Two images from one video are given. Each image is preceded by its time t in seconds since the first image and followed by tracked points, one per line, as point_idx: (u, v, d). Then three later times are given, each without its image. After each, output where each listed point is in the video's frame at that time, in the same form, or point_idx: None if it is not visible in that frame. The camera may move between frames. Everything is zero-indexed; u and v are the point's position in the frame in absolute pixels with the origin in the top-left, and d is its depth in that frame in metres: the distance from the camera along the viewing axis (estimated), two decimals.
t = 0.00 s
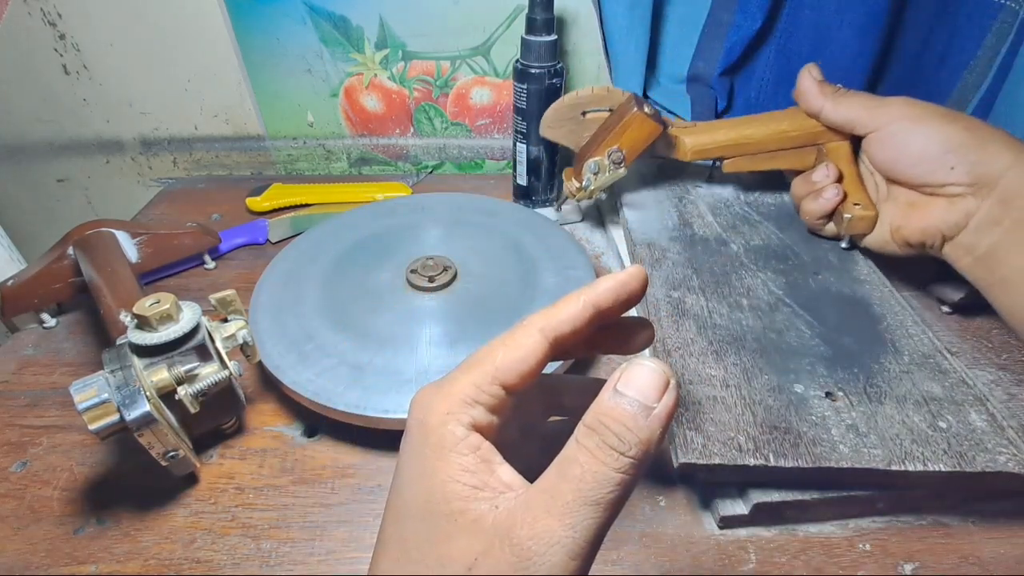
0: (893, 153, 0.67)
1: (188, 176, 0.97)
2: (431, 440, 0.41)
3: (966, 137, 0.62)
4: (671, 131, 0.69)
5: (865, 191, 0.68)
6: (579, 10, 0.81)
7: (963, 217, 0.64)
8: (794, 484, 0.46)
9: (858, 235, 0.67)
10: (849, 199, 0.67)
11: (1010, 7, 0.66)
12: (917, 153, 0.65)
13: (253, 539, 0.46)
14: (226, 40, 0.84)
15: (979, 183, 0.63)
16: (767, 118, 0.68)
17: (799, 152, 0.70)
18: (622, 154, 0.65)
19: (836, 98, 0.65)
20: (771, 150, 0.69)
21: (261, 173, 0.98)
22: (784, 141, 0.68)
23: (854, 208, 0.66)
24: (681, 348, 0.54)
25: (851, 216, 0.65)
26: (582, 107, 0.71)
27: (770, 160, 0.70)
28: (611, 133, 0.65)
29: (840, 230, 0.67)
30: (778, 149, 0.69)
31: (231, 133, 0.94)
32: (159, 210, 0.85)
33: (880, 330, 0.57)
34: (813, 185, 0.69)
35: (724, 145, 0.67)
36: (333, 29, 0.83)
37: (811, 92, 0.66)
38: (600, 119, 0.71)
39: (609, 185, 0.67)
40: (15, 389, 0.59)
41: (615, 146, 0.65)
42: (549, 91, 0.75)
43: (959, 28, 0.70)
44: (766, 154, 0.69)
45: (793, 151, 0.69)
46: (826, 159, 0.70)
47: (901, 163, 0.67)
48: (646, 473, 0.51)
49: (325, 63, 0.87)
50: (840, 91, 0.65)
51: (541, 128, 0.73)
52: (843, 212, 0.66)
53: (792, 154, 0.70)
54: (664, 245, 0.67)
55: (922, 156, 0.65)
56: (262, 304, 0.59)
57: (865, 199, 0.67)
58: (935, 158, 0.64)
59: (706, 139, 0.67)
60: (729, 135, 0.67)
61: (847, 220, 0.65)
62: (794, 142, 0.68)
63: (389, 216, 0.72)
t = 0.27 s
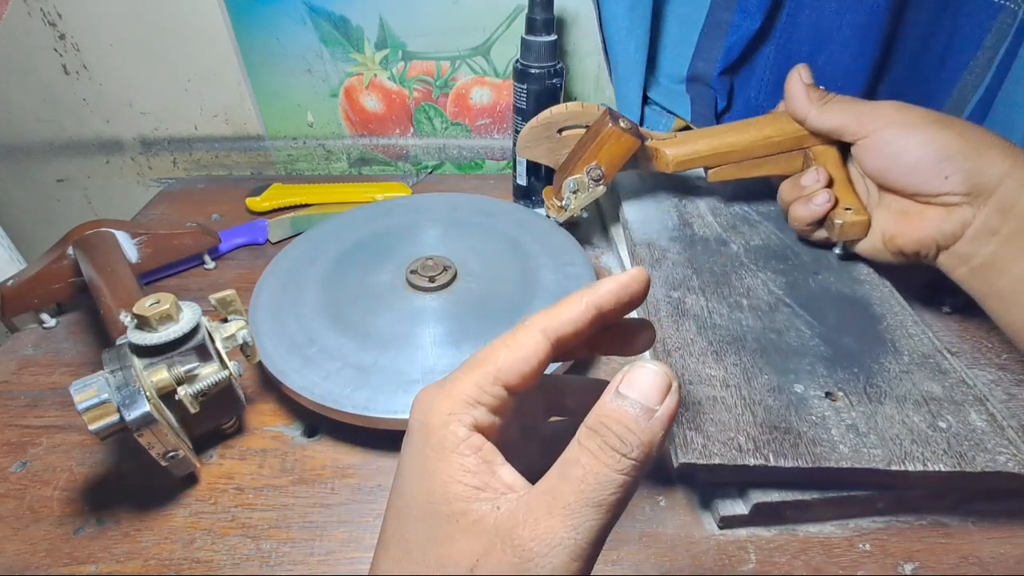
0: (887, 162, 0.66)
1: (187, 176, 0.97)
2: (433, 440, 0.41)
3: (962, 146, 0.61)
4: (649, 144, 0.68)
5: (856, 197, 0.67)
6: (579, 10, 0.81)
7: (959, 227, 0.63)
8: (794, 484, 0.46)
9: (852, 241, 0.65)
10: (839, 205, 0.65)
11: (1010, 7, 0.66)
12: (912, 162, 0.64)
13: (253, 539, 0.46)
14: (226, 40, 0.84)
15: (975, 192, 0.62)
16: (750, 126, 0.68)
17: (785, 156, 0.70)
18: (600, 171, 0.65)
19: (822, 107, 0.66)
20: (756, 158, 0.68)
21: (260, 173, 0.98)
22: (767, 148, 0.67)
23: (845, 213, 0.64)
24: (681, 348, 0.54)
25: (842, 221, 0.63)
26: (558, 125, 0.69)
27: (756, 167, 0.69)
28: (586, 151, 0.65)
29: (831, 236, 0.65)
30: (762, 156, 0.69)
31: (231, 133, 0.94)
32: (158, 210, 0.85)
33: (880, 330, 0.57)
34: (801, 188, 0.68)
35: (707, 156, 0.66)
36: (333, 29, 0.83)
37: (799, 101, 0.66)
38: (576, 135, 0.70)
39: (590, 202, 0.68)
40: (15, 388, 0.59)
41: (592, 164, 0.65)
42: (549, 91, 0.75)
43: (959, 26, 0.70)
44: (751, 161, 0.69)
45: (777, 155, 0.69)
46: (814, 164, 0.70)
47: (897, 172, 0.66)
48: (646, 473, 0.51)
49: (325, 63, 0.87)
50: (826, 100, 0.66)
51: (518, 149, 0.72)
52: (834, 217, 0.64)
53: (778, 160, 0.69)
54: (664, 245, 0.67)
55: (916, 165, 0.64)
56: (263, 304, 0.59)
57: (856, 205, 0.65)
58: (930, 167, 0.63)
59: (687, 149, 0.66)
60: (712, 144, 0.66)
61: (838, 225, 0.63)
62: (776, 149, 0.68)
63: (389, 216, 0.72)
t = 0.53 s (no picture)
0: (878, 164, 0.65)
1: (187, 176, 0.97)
2: (436, 439, 0.41)
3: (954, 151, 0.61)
4: (653, 136, 0.68)
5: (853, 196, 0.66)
6: (579, 10, 0.81)
7: (945, 233, 0.63)
8: (794, 484, 0.46)
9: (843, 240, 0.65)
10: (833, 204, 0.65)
11: (1010, 7, 0.66)
12: (901, 166, 0.64)
13: (253, 539, 0.46)
14: (226, 40, 0.84)
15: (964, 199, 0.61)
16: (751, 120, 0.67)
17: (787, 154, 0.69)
18: (601, 162, 0.65)
19: (820, 104, 0.65)
20: (757, 153, 0.68)
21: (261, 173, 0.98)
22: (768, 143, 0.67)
23: (837, 212, 0.64)
24: (681, 348, 0.54)
25: (832, 221, 0.63)
26: (564, 114, 0.69)
27: (757, 162, 0.69)
28: (589, 141, 0.65)
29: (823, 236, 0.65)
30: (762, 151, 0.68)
31: (231, 133, 0.94)
32: (158, 210, 0.85)
33: (880, 331, 0.57)
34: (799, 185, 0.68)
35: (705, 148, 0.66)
36: (333, 29, 0.83)
37: (798, 98, 0.65)
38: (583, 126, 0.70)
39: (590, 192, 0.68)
40: (15, 388, 0.59)
41: (593, 154, 0.65)
42: (549, 91, 0.75)
43: (959, 26, 0.70)
44: (752, 156, 0.68)
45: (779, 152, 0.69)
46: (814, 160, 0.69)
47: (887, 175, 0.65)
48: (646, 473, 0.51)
49: (324, 63, 0.87)
50: (826, 97, 0.65)
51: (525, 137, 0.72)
52: (825, 217, 0.64)
53: (780, 156, 0.69)
54: (664, 245, 0.67)
55: (906, 168, 0.63)
56: (263, 303, 0.59)
57: (850, 204, 0.65)
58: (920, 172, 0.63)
59: (689, 141, 0.67)
60: (712, 137, 0.67)
61: (827, 225, 0.63)
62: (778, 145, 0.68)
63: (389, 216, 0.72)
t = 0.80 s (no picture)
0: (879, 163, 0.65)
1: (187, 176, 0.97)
2: (437, 434, 0.41)
3: (954, 153, 0.60)
4: (649, 117, 0.65)
5: (848, 196, 0.66)
6: (579, 10, 0.81)
7: (946, 235, 0.62)
8: (795, 483, 0.46)
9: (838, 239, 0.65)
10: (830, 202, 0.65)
11: (1010, 7, 0.66)
12: (902, 165, 0.63)
13: (253, 539, 0.46)
14: (226, 40, 0.84)
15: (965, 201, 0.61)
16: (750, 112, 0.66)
17: (784, 148, 0.68)
18: (596, 140, 0.62)
19: (824, 98, 0.64)
20: (755, 145, 0.66)
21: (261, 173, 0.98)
22: (768, 135, 0.66)
23: (835, 211, 0.63)
24: (681, 348, 0.54)
25: (830, 219, 0.63)
26: (557, 86, 0.65)
27: (754, 154, 0.67)
28: (585, 116, 0.62)
29: (819, 234, 0.65)
30: (761, 143, 0.66)
31: (231, 133, 0.94)
32: (159, 210, 0.85)
33: (880, 330, 0.57)
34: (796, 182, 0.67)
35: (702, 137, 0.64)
36: (333, 29, 0.83)
37: (803, 90, 0.64)
38: (573, 99, 0.66)
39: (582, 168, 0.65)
40: (15, 388, 0.59)
41: (588, 132, 0.62)
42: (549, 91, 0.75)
43: (959, 26, 0.70)
44: (749, 148, 0.67)
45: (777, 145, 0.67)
46: (812, 156, 0.68)
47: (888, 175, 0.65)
48: (646, 473, 0.51)
49: (325, 63, 0.87)
50: (830, 91, 0.64)
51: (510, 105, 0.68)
52: (823, 215, 0.63)
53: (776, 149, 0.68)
54: (664, 245, 0.68)
55: (907, 167, 0.63)
56: (263, 302, 0.59)
57: (846, 203, 0.65)
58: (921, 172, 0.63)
59: (688, 128, 0.64)
60: (711, 126, 0.64)
61: (825, 223, 0.63)
62: (777, 137, 0.66)
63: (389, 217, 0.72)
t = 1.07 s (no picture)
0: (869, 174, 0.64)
1: (187, 176, 0.97)
2: (441, 432, 0.41)
3: (948, 162, 0.60)
4: (632, 136, 0.64)
5: (836, 211, 0.65)
6: (579, 10, 0.81)
7: (945, 245, 0.62)
8: (795, 483, 0.46)
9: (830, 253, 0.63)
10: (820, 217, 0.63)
11: (1010, 6, 0.66)
12: (898, 175, 0.63)
13: (253, 539, 0.46)
14: (226, 40, 0.84)
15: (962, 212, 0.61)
16: (732, 127, 0.65)
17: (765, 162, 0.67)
18: (578, 163, 0.60)
19: (810, 109, 0.63)
20: (736, 161, 0.65)
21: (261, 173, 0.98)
22: (751, 149, 0.65)
23: (826, 225, 0.62)
24: (681, 348, 0.54)
25: (824, 233, 0.61)
26: (531, 107, 0.64)
27: (737, 169, 0.66)
28: (565, 139, 0.60)
29: (811, 248, 0.63)
30: (744, 157, 0.65)
31: (231, 133, 0.94)
32: (158, 210, 0.85)
33: (880, 330, 0.57)
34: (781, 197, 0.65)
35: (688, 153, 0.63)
36: (333, 29, 0.83)
37: (788, 103, 0.63)
38: (550, 120, 0.66)
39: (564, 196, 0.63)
40: (15, 388, 0.59)
41: (570, 155, 0.60)
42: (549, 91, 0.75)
43: (959, 27, 0.71)
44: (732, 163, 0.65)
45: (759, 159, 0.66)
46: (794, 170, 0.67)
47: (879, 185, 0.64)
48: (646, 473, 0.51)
49: (324, 63, 0.87)
50: (814, 103, 0.63)
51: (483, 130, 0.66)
52: (815, 229, 0.62)
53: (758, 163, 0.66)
54: (664, 245, 0.68)
55: (900, 177, 0.63)
56: (263, 302, 0.59)
57: (835, 219, 0.63)
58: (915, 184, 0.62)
59: (671, 146, 0.63)
60: (693, 143, 0.63)
61: (819, 237, 0.61)
62: (760, 152, 0.65)
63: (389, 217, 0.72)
